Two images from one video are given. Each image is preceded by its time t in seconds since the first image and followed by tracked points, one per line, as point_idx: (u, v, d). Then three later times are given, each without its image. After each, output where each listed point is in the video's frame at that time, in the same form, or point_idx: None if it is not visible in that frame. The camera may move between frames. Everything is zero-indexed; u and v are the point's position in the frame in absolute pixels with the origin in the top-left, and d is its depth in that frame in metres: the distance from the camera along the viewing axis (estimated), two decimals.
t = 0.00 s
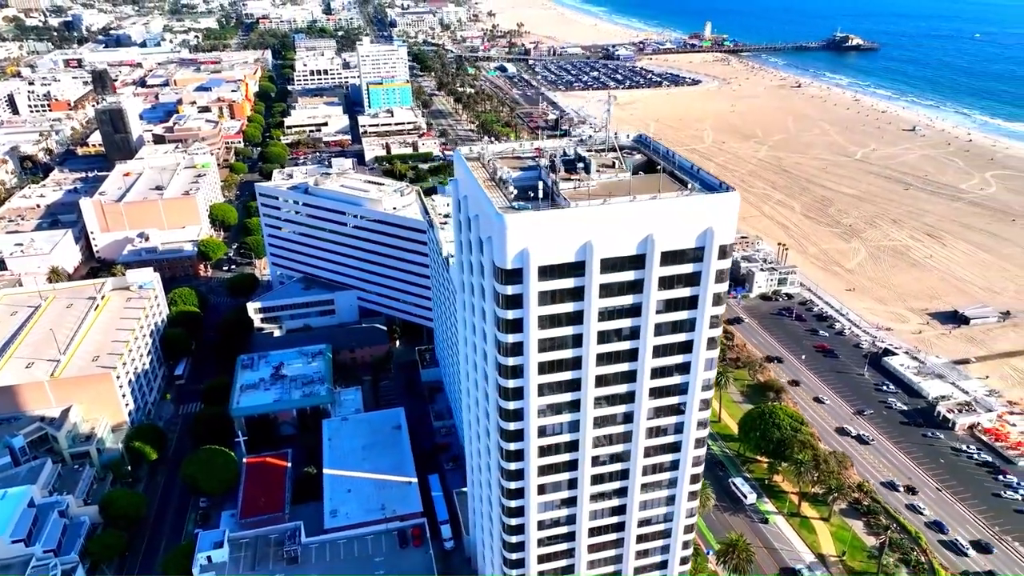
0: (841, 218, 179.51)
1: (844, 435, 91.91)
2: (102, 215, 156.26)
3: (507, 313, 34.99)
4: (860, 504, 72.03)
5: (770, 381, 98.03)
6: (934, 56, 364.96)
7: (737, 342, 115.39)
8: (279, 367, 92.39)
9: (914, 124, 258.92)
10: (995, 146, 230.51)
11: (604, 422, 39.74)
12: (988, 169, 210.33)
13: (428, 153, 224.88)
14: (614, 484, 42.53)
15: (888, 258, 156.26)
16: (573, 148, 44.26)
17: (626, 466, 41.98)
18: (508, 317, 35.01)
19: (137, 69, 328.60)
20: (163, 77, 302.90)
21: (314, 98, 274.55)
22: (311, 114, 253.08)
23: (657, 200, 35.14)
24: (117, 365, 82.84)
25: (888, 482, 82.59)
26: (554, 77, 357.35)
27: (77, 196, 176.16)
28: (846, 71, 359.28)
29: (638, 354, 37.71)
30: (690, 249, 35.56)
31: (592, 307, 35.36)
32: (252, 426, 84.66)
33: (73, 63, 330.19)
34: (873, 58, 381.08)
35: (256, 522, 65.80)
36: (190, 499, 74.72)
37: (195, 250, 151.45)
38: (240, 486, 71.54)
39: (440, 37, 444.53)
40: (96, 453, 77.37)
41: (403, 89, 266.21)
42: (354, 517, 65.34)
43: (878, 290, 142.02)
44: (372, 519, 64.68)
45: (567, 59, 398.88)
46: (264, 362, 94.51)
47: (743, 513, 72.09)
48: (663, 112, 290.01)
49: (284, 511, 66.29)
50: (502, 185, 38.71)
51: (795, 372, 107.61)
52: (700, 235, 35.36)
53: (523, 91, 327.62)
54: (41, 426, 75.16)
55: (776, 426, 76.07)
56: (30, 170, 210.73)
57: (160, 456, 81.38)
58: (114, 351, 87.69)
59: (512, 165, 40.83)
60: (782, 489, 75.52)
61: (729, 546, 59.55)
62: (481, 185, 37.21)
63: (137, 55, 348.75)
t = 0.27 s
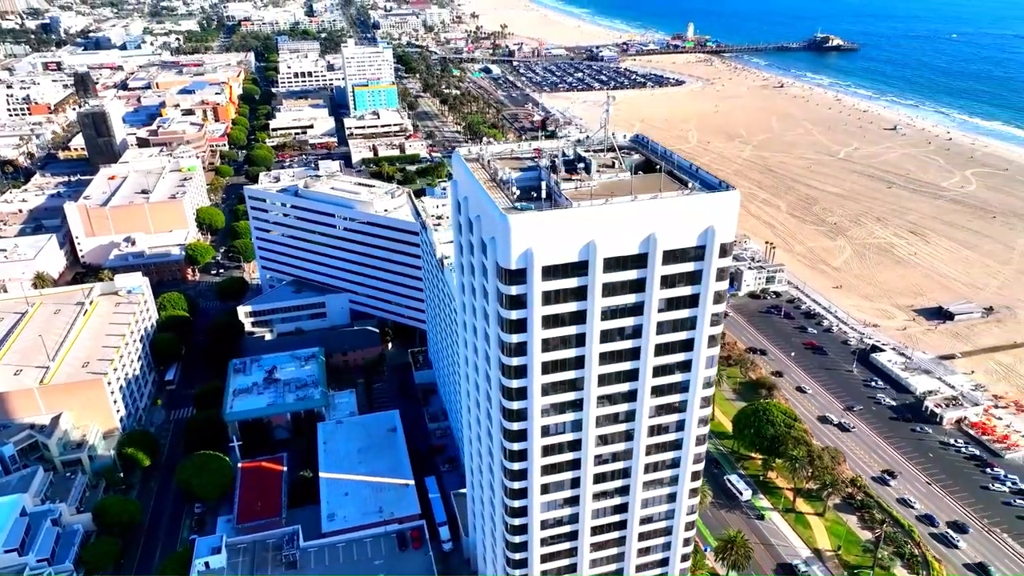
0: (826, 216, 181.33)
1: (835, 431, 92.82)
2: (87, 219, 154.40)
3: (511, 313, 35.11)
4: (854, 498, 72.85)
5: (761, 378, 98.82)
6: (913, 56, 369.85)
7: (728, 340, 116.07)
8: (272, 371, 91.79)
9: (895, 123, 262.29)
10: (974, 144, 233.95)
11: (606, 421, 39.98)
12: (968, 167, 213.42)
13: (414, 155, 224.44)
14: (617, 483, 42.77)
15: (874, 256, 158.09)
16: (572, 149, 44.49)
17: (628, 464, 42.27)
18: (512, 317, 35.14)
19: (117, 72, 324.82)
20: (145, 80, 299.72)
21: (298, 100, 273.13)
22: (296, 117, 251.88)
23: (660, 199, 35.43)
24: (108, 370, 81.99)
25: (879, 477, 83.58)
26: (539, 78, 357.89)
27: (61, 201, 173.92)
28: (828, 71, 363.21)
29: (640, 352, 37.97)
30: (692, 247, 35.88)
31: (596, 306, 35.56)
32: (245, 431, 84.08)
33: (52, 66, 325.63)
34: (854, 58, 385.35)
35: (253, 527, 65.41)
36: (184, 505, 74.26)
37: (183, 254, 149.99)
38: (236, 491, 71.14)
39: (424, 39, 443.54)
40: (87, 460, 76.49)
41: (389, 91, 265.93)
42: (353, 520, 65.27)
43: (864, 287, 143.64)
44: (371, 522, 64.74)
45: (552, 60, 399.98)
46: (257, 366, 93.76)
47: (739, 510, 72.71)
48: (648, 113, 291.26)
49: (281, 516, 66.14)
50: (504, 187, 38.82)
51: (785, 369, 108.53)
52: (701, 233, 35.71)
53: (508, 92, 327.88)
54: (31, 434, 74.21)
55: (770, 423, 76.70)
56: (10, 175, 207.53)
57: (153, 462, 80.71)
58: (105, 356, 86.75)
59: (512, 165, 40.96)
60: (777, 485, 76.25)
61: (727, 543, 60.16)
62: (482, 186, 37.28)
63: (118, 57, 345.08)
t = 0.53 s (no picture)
0: (812, 215, 183.07)
1: (827, 428, 93.73)
2: (74, 224, 152.75)
3: (516, 313, 35.24)
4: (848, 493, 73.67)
5: (753, 376, 99.55)
6: (893, 56, 374.41)
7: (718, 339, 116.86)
8: (265, 375, 91.25)
9: (878, 122, 265.47)
10: (955, 143, 237.25)
11: (609, 420, 40.18)
12: (950, 165, 216.42)
13: (402, 157, 223.97)
14: (619, 481, 43.00)
15: (860, 254, 159.84)
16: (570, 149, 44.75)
17: (631, 463, 42.52)
18: (517, 318, 35.25)
19: (99, 75, 321.17)
20: (127, 82, 296.70)
21: (284, 102, 271.66)
22: (282, 119, 250.60)
23: (661, 199, 35.71)
24: (100, 376, 81.14)
25: (871, 472, 84.49)
26: (525, 79, 358.35)
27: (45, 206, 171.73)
28: (810, 71, 366.74)
29: (642, 351, 38.20)
30: (693, 246, 36.17)
31: (599, 306, 35.77)
32: (240, 435, 83.49)
33: (32, 70, 321.40)
34: (836, 58, 389.38)
35: (251, 532, 65.04)
36: (180, 511, 73.70)
37: (171, 258, 148.51)
38: (232, 496, 70.72)
39: (408, 40, 442.63)
40: (80, 467, 75.70)
41: (375, 93, 265.21)
42: (351, 523, 65.14)
43: (851, 285, 145.10)
44: (369, 525, 64.64)
45: (536, 61, 400.58)
46: (250, 370, 93.12)
47: (735, 507, 73.25)
48: (635, 114, 292.55)
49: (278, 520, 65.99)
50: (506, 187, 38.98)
51: (775, 367, 109.47)
52: (703, 232, 36.00)
53: (493, 94, 328.18)
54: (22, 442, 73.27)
55: (765, 420, 77.36)
56: None
57: (146, 468, 79.97)
58: (96, 362, 85.87)
59: (512, 166, 41.17)
60: (772, 482, 76.96)
61: (725, 539, 60.49)
62: (485, 187, 37.38)
63: (99, 60, 341.15)
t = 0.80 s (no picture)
0: (799, 214, 184.68)
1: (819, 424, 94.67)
2: (59, 229, 151.09)
3: (520, 313, 35.38)
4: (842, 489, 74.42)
5: (746, 374, 100.22)
6: (875, 56, 378.82)
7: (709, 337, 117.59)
8: (259, 379, 90.54)
9: (862, 121, 268.38)
10: (936, 141, 240.42)
11: (612, 419, 40.38)
12: (932, 163, 219.28)
13: (389, 159, 223.36)
14: (621, 480, 43.25)
15: (846, 252, 161.46)
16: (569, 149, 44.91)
17: (633, 461, 42.77)
18: (521, 318, 35.39)
19: (80, 78, 317.30)
20: (109, 85, 293.43)
21: (269, 105, 269.99)
22: (268, 122, 249.08)
23: (662, 199, 35.98)
24: (91, 382, 80.21)
25: (863, 467, 85.37)
26: (510, 81, 358.71)
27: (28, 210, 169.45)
28: (794, 71, 370.17)
29: (645, 350, 38.45)
30: (695, 245, 36.46)
31: (602, 305, 35.98)
32: (234, 440, 82.91)
33: (11, 73, 316.89)
34: (819, 58, 393.24)
35: (248, 537, 64.93)
36: (175, 517, 73.19)
37: (160, 262, 147.13)
38: (228, 501, 70.39)
39: (393, 42, 441.68)
40: (73, 474, 74.98)
41: (362, 95, 264.21)
42: (349, 526, 65.00)
43: (838, 283, 146.52)
44: (368, 527, 64.54)
45: (522, 63, 401.19)
46: (243, 374, 92.43)
47: (732, 504, 73.80)
48: (621, 114, 293.74)
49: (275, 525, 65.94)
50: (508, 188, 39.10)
51: (766, 364, 110.30)
52: (704, 231, 36.31)
53: (479, 95, 328.25)
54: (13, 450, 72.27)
55: (759, 417, 77.95)
56: None
57: (140, 474, 79.28)
58: (87, 368, 84.94)
59: (513, 167, 41.26)
60: (767, 478, 77.62)
61: (724, 536, 60.91)
62: (488, 188, 37.45)
63: (79, 62, 336.93)
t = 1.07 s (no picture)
0: (785, 212, 186.21)
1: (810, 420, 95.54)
2: (44, 234, 149.15)
3: (524, 313, 35.49)
4: (836, 484, 75.13)
5: (738, 372, 100.93)
6: (856, 56, 383.10)
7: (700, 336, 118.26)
8: (253, 383, 89.93)
9: (845, 121, 271.25)
10: (918, 140, 243.49)
11: (614, 417, 40.60)
12: (914, 162, 222.04)
13: (376, 161, 222.68)
14: (623, 478, 43.48)
15: (833, 250, 163.04)
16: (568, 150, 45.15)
17: (635, 460, 43.03)
18: (525, 318, 35.50)
19: (60, 81, 313.28)
20: (90, 88, 290.03)
21: (254, 107, 268.20)
22: (254, 124, 247.45)
23: (663, 198, 36.27)
24: (82, 388, 79.34)
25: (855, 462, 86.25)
26: (495, 82, 358.96)
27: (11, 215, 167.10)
28: (777, 71, 373.47)
29: (647, 349, 38.71)
30: (696, 244, 36.76)
31: (606, 304, 36.18)
32: (229, 444, 82.31)
33: None
34: (802, 58, 396.91)
35: (246, 542, 64.60)
36: (170, 523, 72.65)
37: (148, 266, 145.82)
38: (224, 505, 69.97)
39: (377, 44, 440.52)
40: (65, 482, 74.20)
41: (348, 96, 263.17)
42: (347, 530, 64.82)
43: (826, 281, 147.91)
44: (367, 530, 64.40)
45: (506, 64, 401.67)
46: (235, 378, 91.71)
47: (728, 501, 74.36)
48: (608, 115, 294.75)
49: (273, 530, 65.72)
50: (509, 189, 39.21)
51: (757, 362, 111.14)
52: (706, 230, 36.63)
53: (465, 97, 328.19)
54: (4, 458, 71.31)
55: (753, 414, 78.55)
56: None
57: (133, 481, 78.57)
58: (77, 374, 83.97)
59: (513, 167, 41.43)
60: (762, 475, 78.25)
61: (723, 533, 61.27)
62: (491, 189, 37.54)
63: (59, 65, 333.01)
